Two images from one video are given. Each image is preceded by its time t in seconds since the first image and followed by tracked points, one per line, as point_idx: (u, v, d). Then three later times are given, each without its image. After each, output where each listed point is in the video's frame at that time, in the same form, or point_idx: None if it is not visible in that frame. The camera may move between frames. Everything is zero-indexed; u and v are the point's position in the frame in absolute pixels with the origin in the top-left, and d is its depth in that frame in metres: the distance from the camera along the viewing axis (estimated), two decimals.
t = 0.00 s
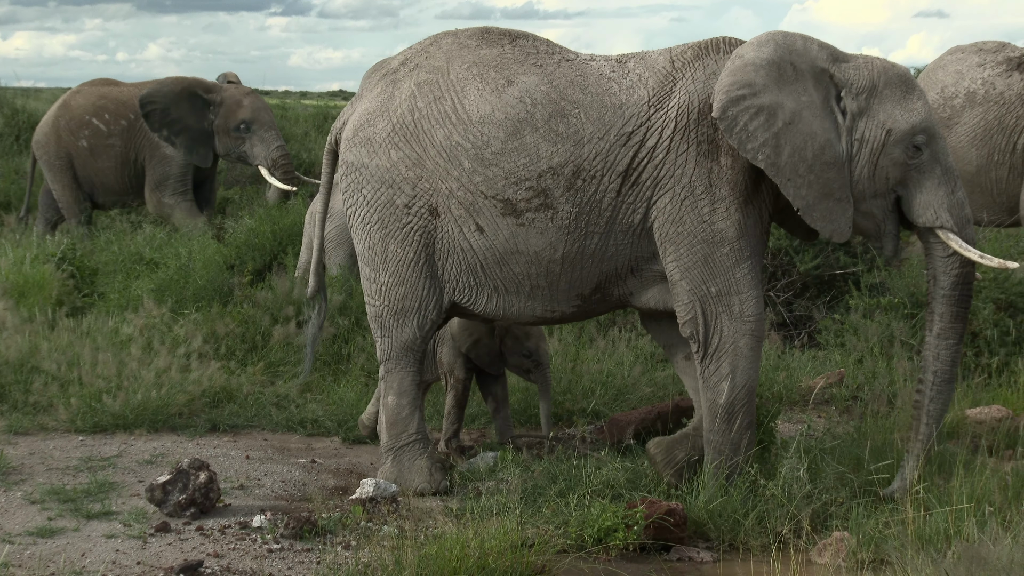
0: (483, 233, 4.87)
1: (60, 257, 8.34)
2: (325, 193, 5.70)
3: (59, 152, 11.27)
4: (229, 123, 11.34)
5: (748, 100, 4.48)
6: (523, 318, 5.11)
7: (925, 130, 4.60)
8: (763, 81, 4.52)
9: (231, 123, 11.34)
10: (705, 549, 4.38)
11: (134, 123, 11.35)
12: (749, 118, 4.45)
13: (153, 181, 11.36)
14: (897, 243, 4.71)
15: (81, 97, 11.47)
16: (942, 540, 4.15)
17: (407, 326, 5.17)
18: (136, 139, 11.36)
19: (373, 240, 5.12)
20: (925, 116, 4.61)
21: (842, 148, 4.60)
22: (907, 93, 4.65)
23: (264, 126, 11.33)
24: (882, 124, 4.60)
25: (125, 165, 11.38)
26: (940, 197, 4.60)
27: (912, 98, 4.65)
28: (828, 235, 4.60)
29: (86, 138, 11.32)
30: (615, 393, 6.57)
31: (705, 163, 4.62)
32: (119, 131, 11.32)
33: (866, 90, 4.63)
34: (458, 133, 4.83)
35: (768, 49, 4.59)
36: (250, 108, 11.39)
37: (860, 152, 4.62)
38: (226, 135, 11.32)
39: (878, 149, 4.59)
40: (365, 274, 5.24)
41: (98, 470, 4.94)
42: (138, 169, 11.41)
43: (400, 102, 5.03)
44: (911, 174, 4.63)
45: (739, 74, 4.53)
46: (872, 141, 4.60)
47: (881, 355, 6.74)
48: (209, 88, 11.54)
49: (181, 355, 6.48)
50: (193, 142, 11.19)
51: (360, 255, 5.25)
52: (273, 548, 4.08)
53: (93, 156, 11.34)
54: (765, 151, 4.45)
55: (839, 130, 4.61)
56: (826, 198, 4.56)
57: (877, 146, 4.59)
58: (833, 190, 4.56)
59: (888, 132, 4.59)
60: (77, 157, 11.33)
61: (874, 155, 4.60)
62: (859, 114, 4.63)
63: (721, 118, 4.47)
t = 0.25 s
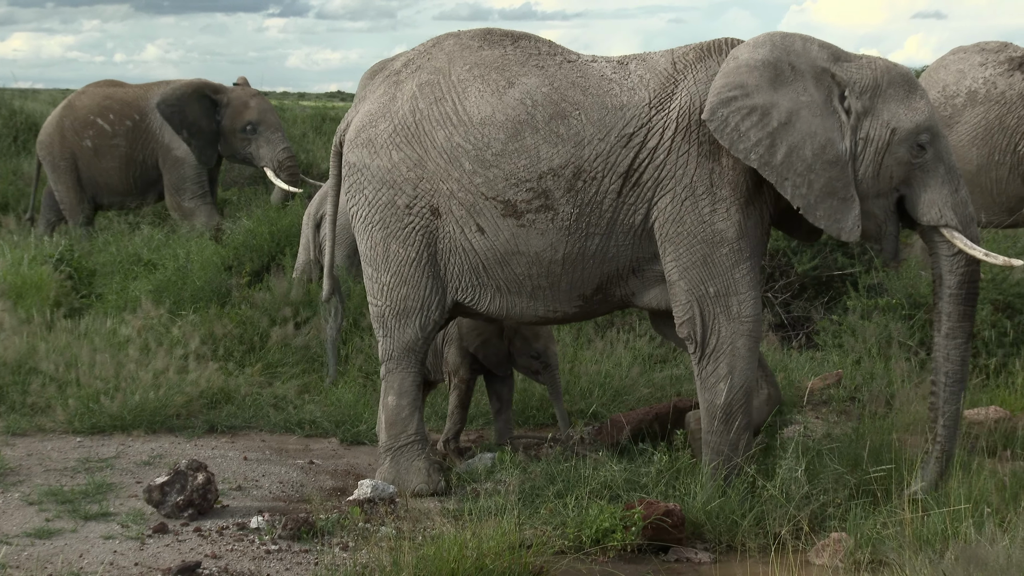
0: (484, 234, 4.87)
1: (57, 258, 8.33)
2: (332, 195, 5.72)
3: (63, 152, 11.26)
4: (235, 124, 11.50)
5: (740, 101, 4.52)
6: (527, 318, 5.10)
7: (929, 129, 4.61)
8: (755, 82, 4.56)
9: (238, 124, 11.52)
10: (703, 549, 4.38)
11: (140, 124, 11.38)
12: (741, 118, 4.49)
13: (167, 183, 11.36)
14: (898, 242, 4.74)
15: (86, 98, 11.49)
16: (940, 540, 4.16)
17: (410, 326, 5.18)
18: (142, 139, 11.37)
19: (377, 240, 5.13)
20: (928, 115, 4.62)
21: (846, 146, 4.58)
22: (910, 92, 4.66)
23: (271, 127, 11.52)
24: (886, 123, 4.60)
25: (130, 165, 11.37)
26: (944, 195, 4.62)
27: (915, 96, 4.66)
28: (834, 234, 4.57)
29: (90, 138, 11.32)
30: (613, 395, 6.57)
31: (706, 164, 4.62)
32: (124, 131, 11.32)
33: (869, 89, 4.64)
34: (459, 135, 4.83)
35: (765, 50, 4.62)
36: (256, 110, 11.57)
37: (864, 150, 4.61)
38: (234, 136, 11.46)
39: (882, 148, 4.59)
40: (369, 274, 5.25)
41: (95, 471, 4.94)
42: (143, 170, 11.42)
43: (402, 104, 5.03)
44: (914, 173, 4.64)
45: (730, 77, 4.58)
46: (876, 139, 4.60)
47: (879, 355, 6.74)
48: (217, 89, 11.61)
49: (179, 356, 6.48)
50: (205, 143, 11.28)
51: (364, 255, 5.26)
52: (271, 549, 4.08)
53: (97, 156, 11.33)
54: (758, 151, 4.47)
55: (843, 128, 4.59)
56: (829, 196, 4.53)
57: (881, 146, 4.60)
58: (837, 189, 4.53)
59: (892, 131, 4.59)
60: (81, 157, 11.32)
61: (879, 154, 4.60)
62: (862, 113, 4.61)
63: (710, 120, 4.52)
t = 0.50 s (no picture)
0: (489, 236, 4.87)
1: (54, 259, 8.32)
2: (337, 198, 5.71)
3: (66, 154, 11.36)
4: (241, 126, 11.51)
5: (737, 108, 4.56)
6: (532, 319, 5.11)
7: (931, 132, 4.61)
8: (755, 88, 4.58)
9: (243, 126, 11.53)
10: (701, 551, 4.38)
11: (145, 125, 11.44)
12: (736, 124, 4.53)
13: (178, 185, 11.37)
14: (898, 244, 4.76)
15: (91, 98, 11.57)
16: (937, 542, 4.16)
17: (417, 329, 5.16)
18: (147, 140, 11.43)
19: (383, 243, 5.12)
20: (930, 119, 4.62)
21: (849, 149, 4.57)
22: (912, 95, 4.65)
23: (275, 130, 11.55)
24: (888, 126, 4.60)
25: (133, 168, 11.42)
26: (946, 198, 4.64)
27: (917, 100, 4.65)
28: (837, 237, 4.56)
29: (94, 139, 11.40)
30: (611, 396, 6.57)
31: (709, 164, 4.64)
32: (128, 133, 11.38)
33: (872, 92, 4.62)
34: (464, 137, 4.83)
35: (765, 56, 4.62)
36: (261, 112, 11.58)
37: (867, 153, 4.60)
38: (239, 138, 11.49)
39: (885, 152, 4.59)
40: (376, 277, 5.24)
41: (93, 472, 4.94)
42: (147, 172, 11.44)
43: (406, 106, 5.02)
44: (917, 176, 4.65)
45: (729, 81, 4.61)
46: (879, 143, 4.60)
47: (876, 356, 6.74)
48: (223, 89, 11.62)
49: (176, 358, 6.48)
50: (208, 141, 11.28)
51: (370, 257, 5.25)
52: (268, 551, 4.08)
53: (100, 158, 11.41)
54: (751, 156, 4.50)
55: (845, 131, 4.58)
56: (832, 200, 4.55)
57: (884, 149, 4.59)
58: (840, 192, 4.54)
59: (895, 135, 4.59)
60: (85, 158, 11.41)
61: (881, 158, 4.60)
62: (865, 116, 4.60)
63: (705, 128, 4.57)
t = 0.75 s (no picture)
0: (496, 239, 4.89)
1: (49, 260, 8.32)
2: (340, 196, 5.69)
3: (70, 154, 11.52)
4: (245, 128, 11.55)
5: (746, 105, 4.54)
6: (539, 319, 5.13)
7: (932, 137, 4.67)
8: (765, 86, 4.57)
9: (247, 129, 11.54)
10: (695, 551, 4.38)
11: (148, 126, 11.54)
12: (744, 122, 4.52)
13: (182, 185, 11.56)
14: (899, 245, 4.80)
15: (94, 97, 11.63)
16: (931, 542, 4.17)
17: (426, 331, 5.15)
18: (150, 140, 11.56)
19: (389, 246, 5.11)
20: (931, 124, 4.67)
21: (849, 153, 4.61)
22: (915, 100, 4.69)
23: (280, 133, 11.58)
24: (890, 131, 4.64)
25: (136, 168, 11.56)
26: (946, 204, 4.70)
27: (919, 105, 4.70)
28: (832, 239, 4.61)
29: (98, 141, 11.52)
30: (606, 396, 6.57)
31: (712, 163, 4.64)
32: (132, 135, 11.50)
33: (875, 97, 4.66)
34: (468, 141, 4.82)
35: (776, 55, 4.61)
36: (266, 114, 11.59)
37: (868, 158, 4.64)
38: (241, 140, 11.53)
39: (886, 156, 4.63)
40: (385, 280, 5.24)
41: (87, 473, 4.93)
42: (150, 171, 11.61)
43: (408, 110, 5.01)
44: (917, 181, 4.70)
45: (740, 78, 4.58)
46: (880, 147, 4.64)
47: (871, 357, 6.75)
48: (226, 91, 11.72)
49: (170, 358, 6.47)
50: (206, 142, 11.37)
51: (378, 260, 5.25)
52: (263, 551, 4.08)
53: (104, 158, 11.56)
54: (754, 155, 4.52)
55: (849, 135, 4.62)
56: (830, 202, 4.58)
57: (885, 153, 4.64)
58: (837, 195, 4.59)
59: (896, 139, 4.63)
60: (87, 159, 11.56)
61: (882, 162, 4.64)
62: (867, 120, 4.63)
63: (713, 119, 4.53)
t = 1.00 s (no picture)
0: (505, 240, 4.90)
1: (45, 259, 8.32)
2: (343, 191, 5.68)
3: (73, 153, 11.59)
4: (250, 130, 11.84)
5: (773, 97, 4.48)
6: (544, 319, 5.15)
7: (937, 141, 4.67)
8: (790, 79, 4.52)
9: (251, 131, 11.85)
10: (692, 550, 4.37)
11: (152, 126, 11.75)
12: (773, 115, 4.46)
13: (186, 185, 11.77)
14: (903, 246, 4.82)
15: (96, 97, 11.78)
16: (927, 541, 4.17)
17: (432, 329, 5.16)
18: (153, 141, 11.74)
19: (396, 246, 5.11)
20: (937, 127, 4.67)
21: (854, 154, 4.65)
22: (922, 104, 4.71)
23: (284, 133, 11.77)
24: (895, 133, 4.66)
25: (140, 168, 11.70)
26: (949, 207, 4.72)
27: (926, 108, 4.71)
28: (826, 238, 4.64)
29: (102, 140, 11.63)
30: (602, 396, 6.57)
31: (717, 162, 4.62)
32: (136, 134, 11.66)
33: (881, 99, 4.68)
34: (480, 142, 4.83)
35: (797, 50, 4.59)
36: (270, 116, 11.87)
37: (872, 159, 4.68)
38: (247, 142, 11.83)
39: (890, 158, 4.66)
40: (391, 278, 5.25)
41: (83, 473, 4.93)
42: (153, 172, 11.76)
43: (417, 110, 5.00)
44: (920, 184, 4.72)
45: (766, 70, 4.53)
46: (885, 149, 4.67)
47: (867, 356, 6.75)
48: (230, 94, 12.03)
49: (167, 358, 6.47)
50: (208, 146, 11.57)
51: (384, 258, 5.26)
52: (260, 551, 4.07)
53: (108, 158, 11.64)
54: (778, 149, 4.46)
55: (855, 134, 4.65)
56: (832, 200, 4.59)
57: (889, 155, 4.66)
58: (839, 195, 4.59)
59: (901, 142, 4.65)
60: (91, 159, 11.63)
61: (885, 164, 4.67)
62: (871, 122, 4.67)
63: (747, 111, 4.46)
